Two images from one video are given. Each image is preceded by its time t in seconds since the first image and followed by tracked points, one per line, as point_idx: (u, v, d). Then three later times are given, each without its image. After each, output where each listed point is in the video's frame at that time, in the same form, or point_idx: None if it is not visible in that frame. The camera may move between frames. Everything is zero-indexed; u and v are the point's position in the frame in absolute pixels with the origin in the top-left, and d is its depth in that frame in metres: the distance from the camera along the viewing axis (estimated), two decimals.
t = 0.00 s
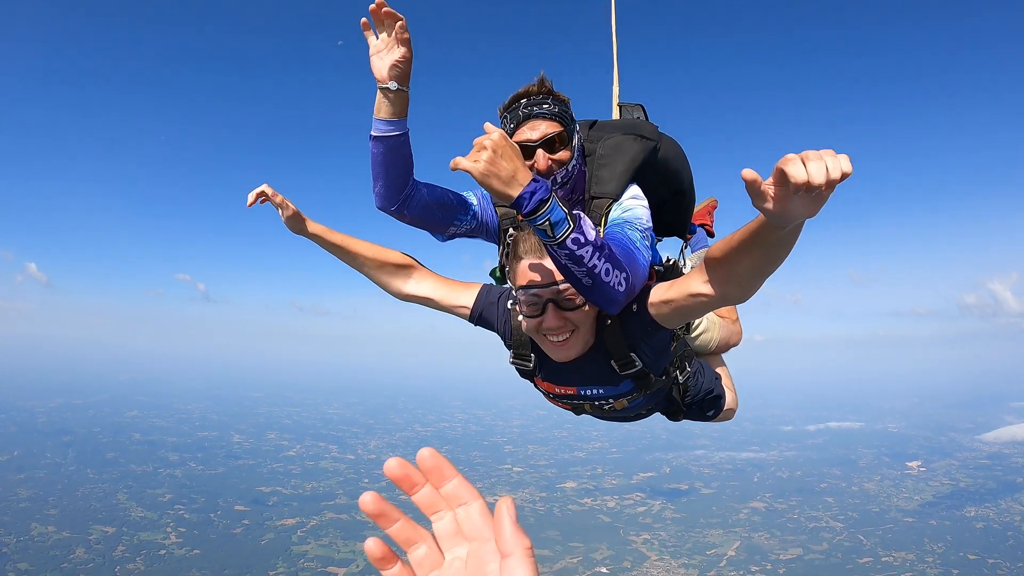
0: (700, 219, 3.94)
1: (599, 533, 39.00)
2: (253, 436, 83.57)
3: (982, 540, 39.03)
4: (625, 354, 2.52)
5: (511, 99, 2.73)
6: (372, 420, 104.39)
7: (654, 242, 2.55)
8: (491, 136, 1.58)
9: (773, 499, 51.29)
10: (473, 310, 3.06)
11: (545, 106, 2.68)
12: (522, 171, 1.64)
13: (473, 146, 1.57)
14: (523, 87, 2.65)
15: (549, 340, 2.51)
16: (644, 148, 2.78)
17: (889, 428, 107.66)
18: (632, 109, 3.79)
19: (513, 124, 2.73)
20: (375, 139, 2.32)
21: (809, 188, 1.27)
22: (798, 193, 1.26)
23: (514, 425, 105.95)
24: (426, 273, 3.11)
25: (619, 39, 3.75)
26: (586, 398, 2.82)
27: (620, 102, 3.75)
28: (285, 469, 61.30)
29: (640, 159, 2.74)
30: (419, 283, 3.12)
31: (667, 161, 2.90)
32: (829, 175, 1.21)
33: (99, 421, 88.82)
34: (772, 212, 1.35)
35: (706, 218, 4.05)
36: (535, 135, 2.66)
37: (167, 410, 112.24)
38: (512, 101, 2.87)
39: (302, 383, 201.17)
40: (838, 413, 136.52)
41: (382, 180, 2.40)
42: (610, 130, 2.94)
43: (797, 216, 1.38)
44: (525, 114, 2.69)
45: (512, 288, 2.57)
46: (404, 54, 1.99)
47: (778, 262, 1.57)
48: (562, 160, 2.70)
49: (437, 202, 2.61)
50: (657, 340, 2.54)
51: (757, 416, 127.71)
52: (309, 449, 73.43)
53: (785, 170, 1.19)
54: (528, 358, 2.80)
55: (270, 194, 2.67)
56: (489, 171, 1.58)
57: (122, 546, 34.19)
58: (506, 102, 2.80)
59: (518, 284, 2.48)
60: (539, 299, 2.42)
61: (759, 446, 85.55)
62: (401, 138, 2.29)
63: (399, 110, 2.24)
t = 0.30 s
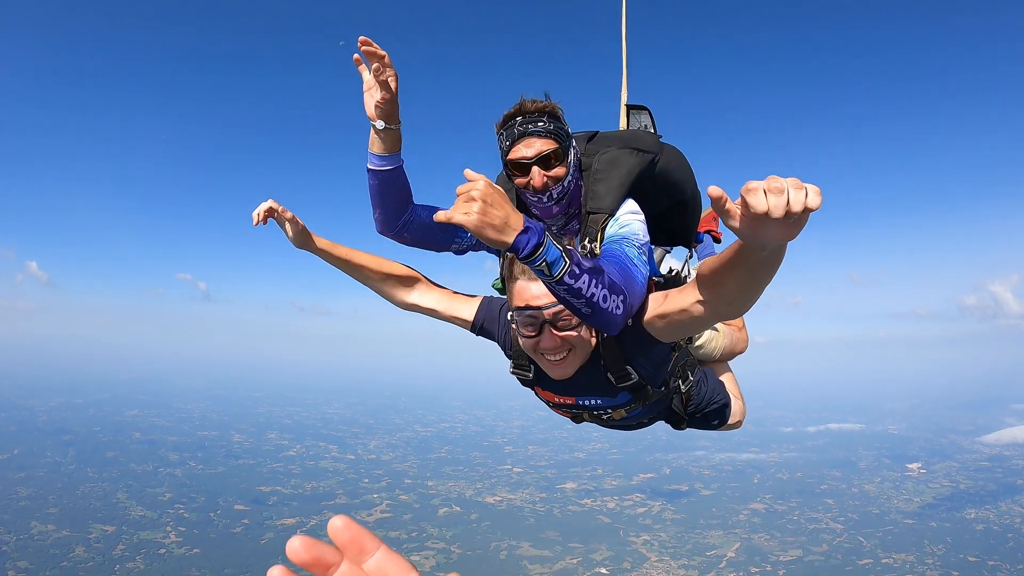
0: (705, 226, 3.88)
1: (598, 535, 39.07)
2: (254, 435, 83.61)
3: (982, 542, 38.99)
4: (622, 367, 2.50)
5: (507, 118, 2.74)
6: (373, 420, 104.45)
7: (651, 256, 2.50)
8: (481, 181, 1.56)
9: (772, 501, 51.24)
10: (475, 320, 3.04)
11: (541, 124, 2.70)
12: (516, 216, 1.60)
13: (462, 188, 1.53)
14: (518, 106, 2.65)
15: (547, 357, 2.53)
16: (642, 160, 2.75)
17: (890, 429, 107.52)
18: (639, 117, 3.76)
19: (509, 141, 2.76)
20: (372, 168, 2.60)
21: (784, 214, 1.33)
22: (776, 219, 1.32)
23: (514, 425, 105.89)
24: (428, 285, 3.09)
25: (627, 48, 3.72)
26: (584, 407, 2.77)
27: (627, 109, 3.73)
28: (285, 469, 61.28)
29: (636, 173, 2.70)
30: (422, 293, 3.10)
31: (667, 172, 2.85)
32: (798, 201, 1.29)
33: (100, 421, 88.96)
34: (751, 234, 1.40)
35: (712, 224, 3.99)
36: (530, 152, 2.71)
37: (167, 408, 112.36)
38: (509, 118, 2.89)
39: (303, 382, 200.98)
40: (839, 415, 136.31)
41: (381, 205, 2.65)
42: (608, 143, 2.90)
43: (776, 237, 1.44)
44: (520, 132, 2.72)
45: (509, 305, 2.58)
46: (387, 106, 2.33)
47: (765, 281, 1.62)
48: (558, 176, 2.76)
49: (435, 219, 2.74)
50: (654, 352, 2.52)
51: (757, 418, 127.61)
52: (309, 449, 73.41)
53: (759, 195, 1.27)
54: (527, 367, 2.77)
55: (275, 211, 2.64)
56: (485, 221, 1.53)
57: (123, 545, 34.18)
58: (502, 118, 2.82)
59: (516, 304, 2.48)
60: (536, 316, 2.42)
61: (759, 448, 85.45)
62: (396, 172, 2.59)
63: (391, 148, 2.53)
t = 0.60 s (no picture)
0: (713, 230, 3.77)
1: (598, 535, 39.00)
2: (254, 435, 83.55)
3: (982, 544, 38.87)
4: (620, 372, 2.44)
5: (505, 129, 2.65)
6: (372, 420, 104.40)
7: (654, 263, 2.40)
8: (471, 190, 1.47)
9: (772, 502, 51.11)
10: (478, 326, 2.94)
11: (539, 135, 2.61)
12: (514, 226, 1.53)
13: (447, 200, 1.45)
14: (517, 117, 2.56)
15: (546, 364, 2.44)
16: (644, 169, 2.63)
17: (889, 431, 107.37)
18: (647, 122, 3.64)
19: (507, 153, 2.66)
20: (376, 192, 2.54)
21: (790, 229, 1.22)
22: (776, 227, 1.23)
23: (514, 426, 105.77)
24: (430, 290, 3.00)
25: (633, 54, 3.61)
26: (583, 412, 2.69)
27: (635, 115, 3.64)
28: (284, 469, 61.19)
29: (637, 182, 2.59)
30: (424, 299, 3.00)
31: (670, 180, 2.73)
32: (806, 209, 1.18)
33: (99, 420, 88.93)
34: (750, 250, 1.30)
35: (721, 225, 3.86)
36: (528, 165, 2.62)
37: (167, 408, 112.37)
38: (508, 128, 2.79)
39: (302, 383, 200.70)
40: (839, 417, 136.04)
41: (382, 221, 2.58)
42: (609, 150, 2.78)
43: (778, 254, 1.33)
44: (518, 144, 2.62)
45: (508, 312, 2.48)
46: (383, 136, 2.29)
47: (767, 291, 1.52)
48: (558, 187, 2.66)
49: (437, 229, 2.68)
50: (653, 357, 2.45)
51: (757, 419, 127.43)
52: (309, 449, 73.32)
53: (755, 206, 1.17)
54: (527, 373, 2.68)
55: (277, 220, 2.55)
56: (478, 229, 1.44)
57: (122, 544, 34.04)
58: (501, 131, 2.73)
59: (515, 310, 2.39)
60: (534, 325, 2.33)
61: (759, 450, 85.25)
62: (399, 195, 2.54)
63: (392, 171, 2.50)
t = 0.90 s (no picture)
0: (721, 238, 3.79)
1: (597, 536, 39.03)
2: (253, 434, 83.55)
3: (981, 546, 38.88)
4: (615, 380, 2.43)
5: (510, 136, 2.62)
6: (372, 420, 104.40)
7: (652, 271, 2.40)
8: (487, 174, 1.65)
9: (772, 503, 51.08)
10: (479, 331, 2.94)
11: (542, 145, 2.59)
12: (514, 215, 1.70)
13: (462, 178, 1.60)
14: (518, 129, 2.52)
15: (542, 364, 2.44)
16: (645, 178, 2.58)
17: (889, 433, 107.29)
18: (652, 129, 3.59)
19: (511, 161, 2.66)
20: (375, 220, 2.58)
21: (784, 240, 1.20)
22: (772, 241, 1.19)
23: (514, 426, 105.92)
24: (431, 297, 3.00)
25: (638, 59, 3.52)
26: (581, 417, 2.71)
27: (639, 123, 3.60)
28: (284, 468, 61.25)
29: (637, 191, 2.54)
30: (424, 305, 3.00)
31: (672, 190, 2.67)
32: (800, 227, 1.15)
33: (99, 418, 88.98)
34: (748, 261, 1.26)
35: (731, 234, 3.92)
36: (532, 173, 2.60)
37: (167, 406, 112.40)
38: (512, 137, 2.79)
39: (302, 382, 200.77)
40: (839, 418, 135.93)
41: (385, 240, 2.62)
42: (612, 159, 2.73)
43: (773, 266, 1.28)
44: (521, 153, 2.60)
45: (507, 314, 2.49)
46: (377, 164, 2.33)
47: (763, 302, 1.47)
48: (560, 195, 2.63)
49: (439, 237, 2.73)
50: (650, 365, 2.43)
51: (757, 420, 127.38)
52: (309, 448, 73.44)
53: (745, 224, 1.15)
54: (525, 377, 2.70)
55: (287, 226, 2.56)
56: (495, 203, 1.62)
57: (121, 543, 34.04)
58: (506, 139, 2.72)
59: (513, 309, 2.40)
60: (531, 329, 2.36)
61: (758, 452, 85.20)
62: (399, 221, 2.57)
63: (392, 197, 2.55)
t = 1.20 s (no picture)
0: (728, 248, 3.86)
1: (596, 536, 39.08)
2: (253, 433, 83.55)
3: (980, 547, 38.95)
4: (613, 381, 2.44)
5: (513, 136, 2.64)
6: (372, 420, 104.44)
7: (652, 272, 2.39)
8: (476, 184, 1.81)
9: (771, 504, 51.14)
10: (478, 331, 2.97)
11: (545, 145, 2.61)
12: (498, 223, 1.83)
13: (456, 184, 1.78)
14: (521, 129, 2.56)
15: (541, 366, 2.45)
16: (643, 180, 2.57)
17: (888, 434, 107.38)
18: (647, 136, 3.62)
19: (514, 161, 2.66)
20: (380, 231, 2.65)
21: (779, 237, 1.20)
22: (767, 237, 1.19)
23: (514, 426, 106.02)
24: (432, 298, 3.03)
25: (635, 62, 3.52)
26: (581, 417, 2.72)
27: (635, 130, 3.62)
28: (284, 467, 61.31)
29: (638, 191, 2.54)
30: (424, 306, 3.03)
31: (671, 191, 2.67)
32: (793, 224, 1.15)
33: (99, 417, 88.96)
34: (746, 257, 1.26)
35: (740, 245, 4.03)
36: (534, 173, 2.60)
37: (166, 406, 112.38)
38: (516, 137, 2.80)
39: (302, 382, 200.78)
40: (838, 419, 135.99)
41: (387, 246, 2.69)
42: (611, 162, 2.73)
43: (771, 264, 1.26)
44: (525, 153, 2.62)
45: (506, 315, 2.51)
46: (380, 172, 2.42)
47: (758, 301, 1.46)
48: (562, 195, 2.64)
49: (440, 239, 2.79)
50: (648, 366, 2.45)
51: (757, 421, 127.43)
52: (309, 448, 73.51)
53: (742, 218, 1.14)
54: (524, 380, 2.70)
55: (292, 230, 2.60)
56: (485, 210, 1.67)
57: (120, 542, 34.06)
58: (507, 140, 2.74)
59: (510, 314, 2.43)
60: (529, 331, 2.38)
61: (757, 453, 85.31)
62: (403, 231, 2.65)
63: (395, 211, 2.62)
